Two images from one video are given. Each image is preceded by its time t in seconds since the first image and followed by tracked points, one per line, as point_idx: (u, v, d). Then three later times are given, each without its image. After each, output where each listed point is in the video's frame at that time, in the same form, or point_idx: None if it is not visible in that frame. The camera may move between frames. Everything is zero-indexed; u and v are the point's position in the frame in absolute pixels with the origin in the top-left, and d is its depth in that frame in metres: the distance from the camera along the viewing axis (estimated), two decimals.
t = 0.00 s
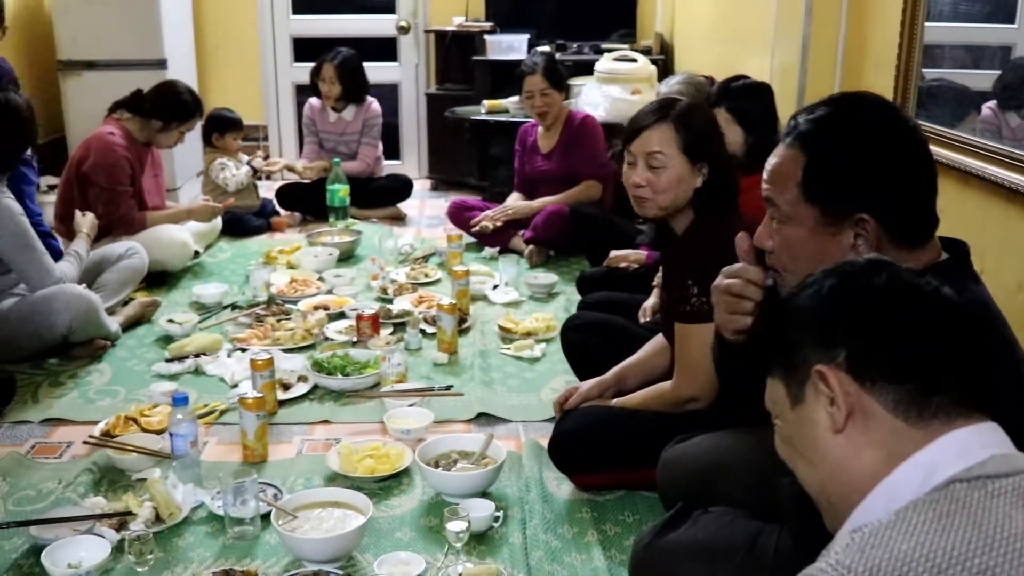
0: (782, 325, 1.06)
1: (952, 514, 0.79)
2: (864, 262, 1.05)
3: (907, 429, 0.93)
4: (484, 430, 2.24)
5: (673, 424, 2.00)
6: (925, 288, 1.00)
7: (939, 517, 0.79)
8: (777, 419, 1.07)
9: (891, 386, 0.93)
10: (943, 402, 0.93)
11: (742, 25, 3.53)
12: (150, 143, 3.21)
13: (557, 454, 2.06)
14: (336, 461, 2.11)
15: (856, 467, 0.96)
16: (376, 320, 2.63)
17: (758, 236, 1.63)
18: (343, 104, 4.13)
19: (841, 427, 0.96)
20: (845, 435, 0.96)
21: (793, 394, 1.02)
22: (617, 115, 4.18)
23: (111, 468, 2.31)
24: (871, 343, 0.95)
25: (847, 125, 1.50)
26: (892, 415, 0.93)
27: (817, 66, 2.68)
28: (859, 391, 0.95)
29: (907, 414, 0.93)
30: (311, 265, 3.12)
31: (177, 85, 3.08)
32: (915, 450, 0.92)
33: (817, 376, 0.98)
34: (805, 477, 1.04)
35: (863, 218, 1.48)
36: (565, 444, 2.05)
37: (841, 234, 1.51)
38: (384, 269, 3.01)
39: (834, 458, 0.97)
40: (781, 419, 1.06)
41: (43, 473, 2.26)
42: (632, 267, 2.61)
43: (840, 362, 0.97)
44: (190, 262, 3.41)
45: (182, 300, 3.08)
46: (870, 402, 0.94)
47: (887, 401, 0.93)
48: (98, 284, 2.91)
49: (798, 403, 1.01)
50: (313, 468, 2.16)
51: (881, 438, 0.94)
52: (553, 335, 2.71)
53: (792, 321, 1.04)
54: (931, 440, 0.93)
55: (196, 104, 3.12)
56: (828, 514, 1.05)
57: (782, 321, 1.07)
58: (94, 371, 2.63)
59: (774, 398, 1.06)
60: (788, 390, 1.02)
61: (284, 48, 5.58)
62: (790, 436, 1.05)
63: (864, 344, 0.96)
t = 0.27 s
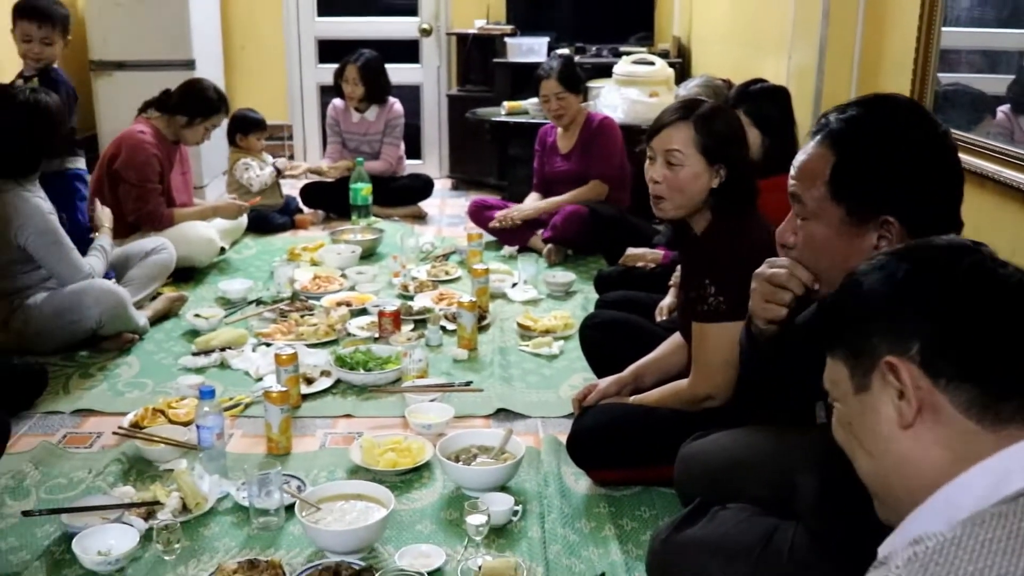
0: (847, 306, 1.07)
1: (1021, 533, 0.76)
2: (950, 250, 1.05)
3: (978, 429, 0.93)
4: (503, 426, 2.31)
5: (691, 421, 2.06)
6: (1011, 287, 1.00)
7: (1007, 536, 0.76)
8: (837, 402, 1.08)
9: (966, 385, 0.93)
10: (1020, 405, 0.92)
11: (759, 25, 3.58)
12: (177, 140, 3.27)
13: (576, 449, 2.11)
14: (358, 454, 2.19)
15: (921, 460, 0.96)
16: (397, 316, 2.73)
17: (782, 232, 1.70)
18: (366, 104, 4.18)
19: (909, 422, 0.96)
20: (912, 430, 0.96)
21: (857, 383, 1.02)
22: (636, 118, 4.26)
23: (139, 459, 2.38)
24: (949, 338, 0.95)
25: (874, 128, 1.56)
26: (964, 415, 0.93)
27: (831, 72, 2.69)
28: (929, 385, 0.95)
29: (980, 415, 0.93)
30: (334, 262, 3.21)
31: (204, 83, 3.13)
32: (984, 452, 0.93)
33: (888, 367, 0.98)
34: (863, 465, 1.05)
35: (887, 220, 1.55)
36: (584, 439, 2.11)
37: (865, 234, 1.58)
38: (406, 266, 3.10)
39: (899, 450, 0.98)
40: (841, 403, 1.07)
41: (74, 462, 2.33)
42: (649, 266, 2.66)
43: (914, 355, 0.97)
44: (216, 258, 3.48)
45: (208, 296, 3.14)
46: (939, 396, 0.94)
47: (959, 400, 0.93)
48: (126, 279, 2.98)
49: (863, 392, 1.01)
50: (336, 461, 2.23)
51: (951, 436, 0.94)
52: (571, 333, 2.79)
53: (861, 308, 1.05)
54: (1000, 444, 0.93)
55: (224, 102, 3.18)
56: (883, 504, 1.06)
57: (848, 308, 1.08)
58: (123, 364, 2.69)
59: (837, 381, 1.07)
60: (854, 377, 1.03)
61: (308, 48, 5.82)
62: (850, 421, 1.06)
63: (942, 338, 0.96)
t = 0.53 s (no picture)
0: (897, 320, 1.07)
1: None
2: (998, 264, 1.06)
3: None
4: (522, 427, 2.48)
5: (705, 425, 2.12)
6: None
7: None
8: (881, 417, 1.09)
9: None
10: None
11: (773, 36, 3.68)
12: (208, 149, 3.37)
13: (592, 451, 2.19)
14: (382, 453, 2.34)
15: (978, 480, 0.98)
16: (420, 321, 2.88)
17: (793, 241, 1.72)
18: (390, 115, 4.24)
19: (963, 441, 0.98)
20: (966, 449, 0.98)
21: (905, 398, 1.03)
22: (650, 129, 4.30)
23: (171, 456, 2.47)
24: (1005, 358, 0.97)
25: (888, 140, 1.58)
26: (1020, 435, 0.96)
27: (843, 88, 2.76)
28: (987, 408, 0.97)
29: None
30: (359, 267, 3.29)
31: (227, 91, 3.27)
32: None
33: (943, 386, 0.99)
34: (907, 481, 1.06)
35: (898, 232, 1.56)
36: (600, 440, 2.18)
37: (875, 245, 1.59)
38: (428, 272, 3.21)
39: (949, 468, 1.00)
40: (886, 419, 1.07)
41: (109, 458, 2.43)
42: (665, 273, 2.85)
43: (970, 375, 0.99)
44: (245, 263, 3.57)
45: (237, 299, 3.23)
46: (997, 420, 0.96)
47: (1016, 420, 0.96)
48: (157, 282, 3.08)
49: (912, 409, 1.02)
50: (360, 461, 2.37)
51: (1006, 454, 0.97)
52: (586, 338, 2.99)
53: (909, 324, 1.05)
54: None
55: (241, 104, 3.29)
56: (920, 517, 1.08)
57: (892, 321, 1.08)
58: (156, 364, 2.79)
59: (877, 393, 1.08)
60: (901, 393, 1.03)
61: (334, 62, 5.99)
62: (894, 436, 1.07)
63: (999, 358, 0.97)
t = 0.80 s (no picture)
0: (922, 330, 1.06)
1: None
2: None
3: None
4: (536, 426, 2.69)
5: (710, 425, 2.25)
6: None
7: None
8: (896, 425, 1.08)
9: None
10: None
11: (777, 61, 3.81)
12: (235, 158, 3.55)
13: (605, 449, 2.31)
14: (403, 449, 2.54)
15: (1004, 496, 0.98)
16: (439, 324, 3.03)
17: (795, 250, 1.78)
18: (413, 129, 4.39)
19: (996, 460, 0.98)
20: (998, 468, 0.98)
21: (932, 410, 1.03)
22: (658, 144, 4.39)
23: (205, 449, 2.63)
24: None
25: (885, 155, 1.63)
26: None
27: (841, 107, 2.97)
28: (1023, 427, 0.95)
29: None
30: (382, 272, 3.44)
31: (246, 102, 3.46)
32: None
33: (981, 402, 0.98)
34: (922, 490, 1.06)
35: (894, 243, 1.61)
36: (610, 438, 2.31)
37: (872, 256, 1.65)
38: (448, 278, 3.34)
39: (978, 484, 0.99)
40: (905, 427, 1.07)
41: (149, 450, 2.59)
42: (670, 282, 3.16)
43: (1008, 394, 0.97)
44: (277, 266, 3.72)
45: (268, 301, 3.39)
46: None
47: None
48: (193, 285, 3.24)
49: (942, 420, 1.01)
50: (383, 456, 2.55)
51: None
52: (597, 341, 3.16)
53: (939, 335, 1.04)
54: None
55: (256, 110, 3.47)
56: (927, 522, 1.08)
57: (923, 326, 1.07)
58: (191, 363, 2.94)
59: (899, 400, 1.07)
60: (930, 404, 1.03)
61: (361, 81, 6.13)
62: (909, 445, 1.07)
63: None
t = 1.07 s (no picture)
0: (929, 335, 1.07)
1: None
2: None
3: None
4: (548, 420, 2.85)
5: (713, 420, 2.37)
6: None
7: None
8: (903, 431, 1.09)
9: None
10: None
11: (776, 76, 3.93)
12: (258, 162, 3.69)
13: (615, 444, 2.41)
14: (420, 442, 2.69)
15: (1019, 509, 0.98)
16: (456, 323, 3.16)
17: (799, 251, 1.85)
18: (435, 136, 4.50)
19: (1011, 477, 0.97)
20: (1014, 485, 0.97)
21: (943, 423, 1.03)
22: (662, 152, 4.47)
23: (233, 441, 2.77)
24: None
25: (887, 163, 1.71)
26: None
27: (840, 116, 3.17)
28: None
29: None
30: (402, 273, 3.57)
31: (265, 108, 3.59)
32: None
33: (995, 418, 0.98)
34: (930, 495, 1.06)
35: (896, 248, 1.69)
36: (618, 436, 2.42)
37: (875, 259, 1.72)
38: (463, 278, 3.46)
39: (991, 500, 0.99)
40: (913, 435, 1.07)
41: (179, 441, 2.73)
42: (677, 283, 3.31)
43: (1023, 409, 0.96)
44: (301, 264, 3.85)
45: (293, 300, 3.51)
46: None
47: None
48: (221, 284, 3.38)
49: (953, 433, 1.01)
50: (401, 448, 2.71)
51: None
52: (606, 340, 3.27)
53: (948, 345, 1.04)
54: None
55: (274, 114, 3.60)
56: (935, 529, 1.09)
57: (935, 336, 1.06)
58: (220, 359, 3.08)
59: (909, 410, 1.07)
60: (940, 417, 1.03)
61: (381, 91, 6.26)
62: (915, 452, 1.07)
63: None
